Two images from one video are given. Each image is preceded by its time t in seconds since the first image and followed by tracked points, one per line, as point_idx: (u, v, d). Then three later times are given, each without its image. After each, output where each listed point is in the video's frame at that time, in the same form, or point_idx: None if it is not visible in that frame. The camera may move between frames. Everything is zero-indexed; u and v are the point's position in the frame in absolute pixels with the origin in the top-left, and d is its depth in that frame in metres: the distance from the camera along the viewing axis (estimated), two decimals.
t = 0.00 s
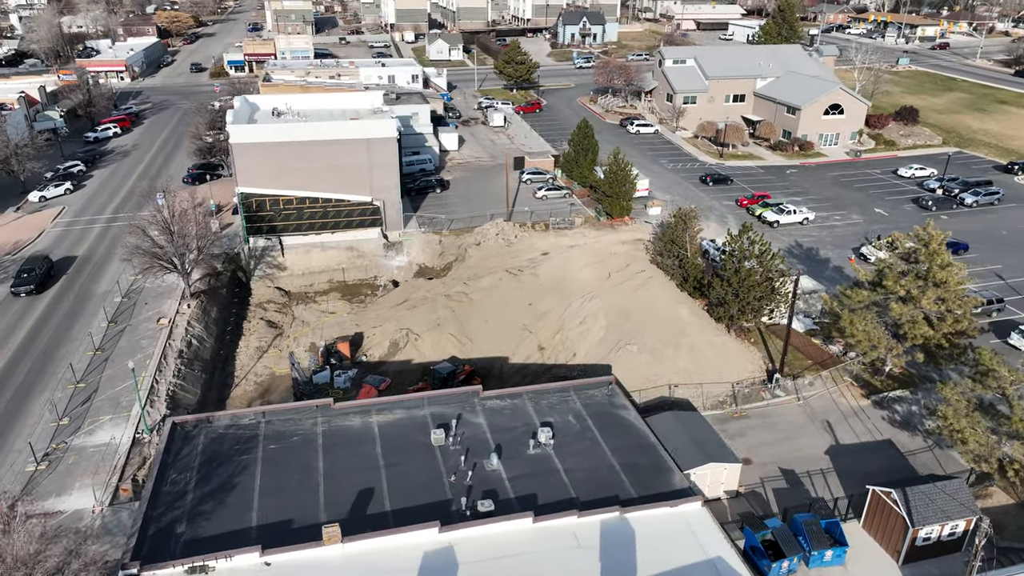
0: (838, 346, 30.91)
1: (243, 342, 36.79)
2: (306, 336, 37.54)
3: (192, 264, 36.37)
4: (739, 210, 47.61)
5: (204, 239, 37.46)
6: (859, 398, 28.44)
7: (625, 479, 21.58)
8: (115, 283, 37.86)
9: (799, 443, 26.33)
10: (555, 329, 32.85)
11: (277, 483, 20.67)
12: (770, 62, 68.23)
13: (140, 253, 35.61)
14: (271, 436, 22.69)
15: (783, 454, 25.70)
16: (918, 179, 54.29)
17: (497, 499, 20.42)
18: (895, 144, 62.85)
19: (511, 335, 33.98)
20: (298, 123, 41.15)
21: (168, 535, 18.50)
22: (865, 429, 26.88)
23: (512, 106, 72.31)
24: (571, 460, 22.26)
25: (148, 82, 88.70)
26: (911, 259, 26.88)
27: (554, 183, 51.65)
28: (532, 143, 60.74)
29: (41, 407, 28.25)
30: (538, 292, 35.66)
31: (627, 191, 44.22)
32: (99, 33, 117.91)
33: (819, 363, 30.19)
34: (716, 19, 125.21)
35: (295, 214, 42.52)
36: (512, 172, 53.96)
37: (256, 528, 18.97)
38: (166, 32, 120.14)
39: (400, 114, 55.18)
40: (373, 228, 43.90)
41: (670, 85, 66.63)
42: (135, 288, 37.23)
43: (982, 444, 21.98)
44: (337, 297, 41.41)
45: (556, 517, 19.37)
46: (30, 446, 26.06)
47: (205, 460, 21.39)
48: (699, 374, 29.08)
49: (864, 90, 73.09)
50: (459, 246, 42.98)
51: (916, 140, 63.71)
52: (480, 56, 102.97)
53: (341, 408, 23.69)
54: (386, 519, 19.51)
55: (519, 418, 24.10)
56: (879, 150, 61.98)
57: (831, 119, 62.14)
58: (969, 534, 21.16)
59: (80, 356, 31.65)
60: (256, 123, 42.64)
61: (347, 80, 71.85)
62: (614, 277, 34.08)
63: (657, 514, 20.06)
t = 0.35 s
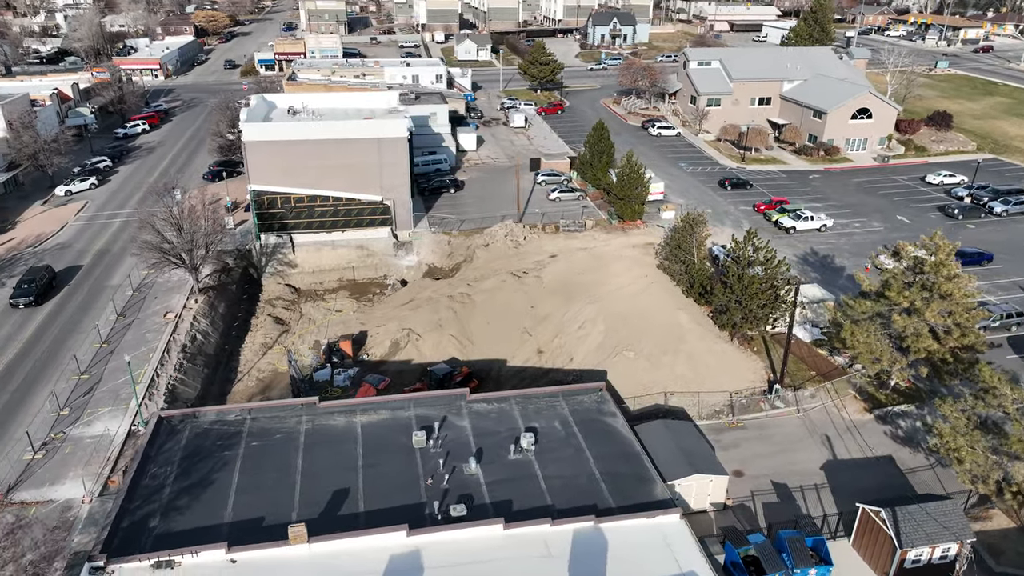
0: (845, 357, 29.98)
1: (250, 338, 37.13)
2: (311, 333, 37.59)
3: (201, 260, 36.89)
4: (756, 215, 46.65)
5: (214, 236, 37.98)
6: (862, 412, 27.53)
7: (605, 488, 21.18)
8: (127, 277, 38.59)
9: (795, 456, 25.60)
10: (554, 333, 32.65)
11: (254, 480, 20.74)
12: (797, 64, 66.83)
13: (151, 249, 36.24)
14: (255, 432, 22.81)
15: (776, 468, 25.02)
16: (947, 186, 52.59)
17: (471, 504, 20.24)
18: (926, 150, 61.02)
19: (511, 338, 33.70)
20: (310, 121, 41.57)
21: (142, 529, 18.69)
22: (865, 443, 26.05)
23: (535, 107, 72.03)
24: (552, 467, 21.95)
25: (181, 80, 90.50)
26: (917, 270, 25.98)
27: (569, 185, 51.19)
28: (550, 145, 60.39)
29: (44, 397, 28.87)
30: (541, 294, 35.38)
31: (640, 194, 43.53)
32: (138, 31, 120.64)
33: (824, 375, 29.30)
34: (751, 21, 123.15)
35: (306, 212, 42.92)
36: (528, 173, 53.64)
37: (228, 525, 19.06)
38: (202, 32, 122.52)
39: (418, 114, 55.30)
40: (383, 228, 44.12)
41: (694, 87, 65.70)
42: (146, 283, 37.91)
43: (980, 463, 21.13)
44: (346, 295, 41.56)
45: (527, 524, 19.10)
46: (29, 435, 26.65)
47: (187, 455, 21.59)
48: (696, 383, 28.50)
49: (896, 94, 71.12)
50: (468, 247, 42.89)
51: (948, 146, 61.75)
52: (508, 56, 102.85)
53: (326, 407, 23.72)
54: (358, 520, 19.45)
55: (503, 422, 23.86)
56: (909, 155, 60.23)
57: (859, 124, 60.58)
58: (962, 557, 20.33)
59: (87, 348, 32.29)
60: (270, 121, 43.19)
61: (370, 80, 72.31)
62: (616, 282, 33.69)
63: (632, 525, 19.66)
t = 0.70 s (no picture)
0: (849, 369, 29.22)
1: (256, 334, 37.46)
2: (315, 330, 37.79)
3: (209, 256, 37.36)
4: (772, 221, 45.68)
5: (222, 232, 38.45)
6: (862, 427, 26.71)
7: (582, 497, 20.83)
8: (139, 271, 39.27)
9: (788, 470, 24.89)
10: (552, 336, 32.27)
11: (231, 477, 20.85)
12: (825, 67, 65.37)
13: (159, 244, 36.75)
14: (238, 429, 22.95)
15: (767, 482, 24.35)
16: (975, 194, 50.87)
17: (444, 508, 20.06)
18: (957, 157, 59.12)
19: (510, 341, 33.46)
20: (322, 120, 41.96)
21: (115, 522, 18.90)
22: (862, 459, 25.23)
23: (556, 108, 71.65)
24: (530, 473, 21.66)
25: (212, 78, 92.15)
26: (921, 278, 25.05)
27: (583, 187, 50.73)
28: (568, 147, 59.99)
29: (48, 387, 29.47)
30: (543, 297, 35.06)
31: (652, 198, 42.87)
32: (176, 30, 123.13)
33: (822, 387, 28.64)
34: (786, 22, 120.98)
35: (317, 210, 43.19)
36: (542, 174, 53.36)
37: (200, 520, 19.17)
38: (237, 31, 124.59)
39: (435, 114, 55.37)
40: (393, 227, 44.11)
41: (717, 89, 64.70)
42: (157, 277, 38.57)
43: (975, 484, 20.28)
44: (353, 294, 41.79)
45: (497, 531, 18.86)
46: (29, 424, 27.22)
47: (169, 450, 21.80)
48: (691, 392, 28.02)
49: (929, 98, 69.11)
50: (476, 247, 42.81)
51: (980, 153, 59.74)
52: (535, 57, 102.56)
53: (311, 405, 23.76)
54: (328, 520, 19.43)
55: (487, 426, 23.64)
56: (939, 162, 58.43)
57: (887, 129, 58.95)
58: None
59: (93, 340, 32.91)
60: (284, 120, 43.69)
61: (394, 79, 72.68)
62: (616, 285, 33.25)
63: (605, 535, 19.26)
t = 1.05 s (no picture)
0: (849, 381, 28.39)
1: (260, 330, 37.77)
2: (318, 328, 37.85)
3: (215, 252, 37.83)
4: (786, 227, 44.73)
5: (229, 229, 38.93)
6: (859, 441, 25.92)
7: (556, 503, 20.53)
8: (148, 266, 39.96)
9: (777, 483, 24.25)
10: (548, 340, 31.95)
11: (208, 472, 21.00)
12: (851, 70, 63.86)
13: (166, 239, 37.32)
14: (221, 425, 23.14)
15: (754, 494, 23.76)
16: (1001, 203, 49.23)
17: (415, 510, 19.94)
18: (986, 164, 57.29)
19: (507, 343, 33.23)
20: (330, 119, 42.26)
21: (89, 514, 19.16)
22: (856, 474, 24.47)
23: (576, 109, 71.20)
24: (506, 478, 21.43)
25: (240, 77, 93.54)
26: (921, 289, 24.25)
27: (595, 189, 50.25)
28: (584, 148, 59.55)
29: (49, 377, 30.10)
30: (542, 300, 34.78)
31: (661, 202, 42.28)
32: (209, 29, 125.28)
33: (821, 398, 27.88)
34: (818, 24, 118.81)
35: (324, 208, 43.45)
36: (555, 175, 53.00)
37: (171, 514, 19.33)
38: (268, 30, 126.31)
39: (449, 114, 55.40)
40: (400, 226, 44.20)
41: (738, 92, 63.66)
42: (165, 273, 39.22)
43: (963, 504, 19.52)
44: (359, 292, 41.87)
45: (463, 535, 18.69)
46: (28, 414, 27.81)
47: (150, 444, 22.06)
48: (684, 399, 27.55)
49: (960, 102, 67.12)
50: (482, 249, 42.70)
51: (1011, 160, 57.82)
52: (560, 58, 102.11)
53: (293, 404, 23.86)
54: (298, 518, 19.44)
55: (467, 429, 23.46)
56: (966, 169, 56.69)
57: (912, 134, 57.36)
58: None
59: (97, 333, 33.55)
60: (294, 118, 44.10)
61: (414, 79, 72.96)
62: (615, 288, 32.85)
63: (574, 544, 18.96)
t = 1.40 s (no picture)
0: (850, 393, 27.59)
1: (265, 326, 38.05)
2: (322, 326, 37.82)
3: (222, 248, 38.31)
4: (800, 233, 43.73)
5: (237, 225, 39.41)
6: (855, 455, 25.16)
7: (529, 509, 20.27)
8: (158, 261, 40.65)
9: (765, 496, 23.62)
10: (544, 343, 31.66)
11: (187, 467, 21.20)
12: (879, 73, 62.23)
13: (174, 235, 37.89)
14: (205, 420, 23.36)
15: (739, 507, 23.19)
16: None
17: (386, 512, 19.86)
18: (1017, 171, 55.38)
19: (504, 346, 33.00)
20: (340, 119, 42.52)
21: (66, 505, 19.47)
22: (848, 489, 23.73)
23: (596, 111, 70.64)
24: (482, 481, 21.23)
25: (268, 76, 94.79)
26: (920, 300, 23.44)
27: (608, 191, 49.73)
28: (601, 150, 59.04)
29: (53, 368, 30.78)
30: (542, 302, 34.52)
31: (670, 206, 41.66)
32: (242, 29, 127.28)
33: (818, 411, 27.19)
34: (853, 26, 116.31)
35: (333, 207, 43.73)
36: (569, 177, 52.60)
37: (145, 508, 19.54)
38: (300, 30, 127.79)
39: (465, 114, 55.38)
40: (408, 226, 44.31)
41: (760, 94, 62.54)
42: (174, 268, 39.86)
43: (950, 525, 18.77)
44: (365, 291, 41.85)
45: (430, 539, 18.51)
46: (29, 404, 28.47)
47: (133, 437, 22.35)
48: (676, 407, 27.16)
49: (993, 107, 65.01)
50: (489, 250, 42.58)
51: None
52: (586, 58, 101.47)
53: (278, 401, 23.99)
54: (268, 516, 19.49)
55: (448, 432, 23.30)
56: (995, 177, 54.86)
57: (940, 140, 55.69)
58: None
59: (103, 326, 34.23)
60: (306, 117, 44.49)
61: (435, 79, 73.14)
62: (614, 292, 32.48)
63: (543, 551, 18.67)
